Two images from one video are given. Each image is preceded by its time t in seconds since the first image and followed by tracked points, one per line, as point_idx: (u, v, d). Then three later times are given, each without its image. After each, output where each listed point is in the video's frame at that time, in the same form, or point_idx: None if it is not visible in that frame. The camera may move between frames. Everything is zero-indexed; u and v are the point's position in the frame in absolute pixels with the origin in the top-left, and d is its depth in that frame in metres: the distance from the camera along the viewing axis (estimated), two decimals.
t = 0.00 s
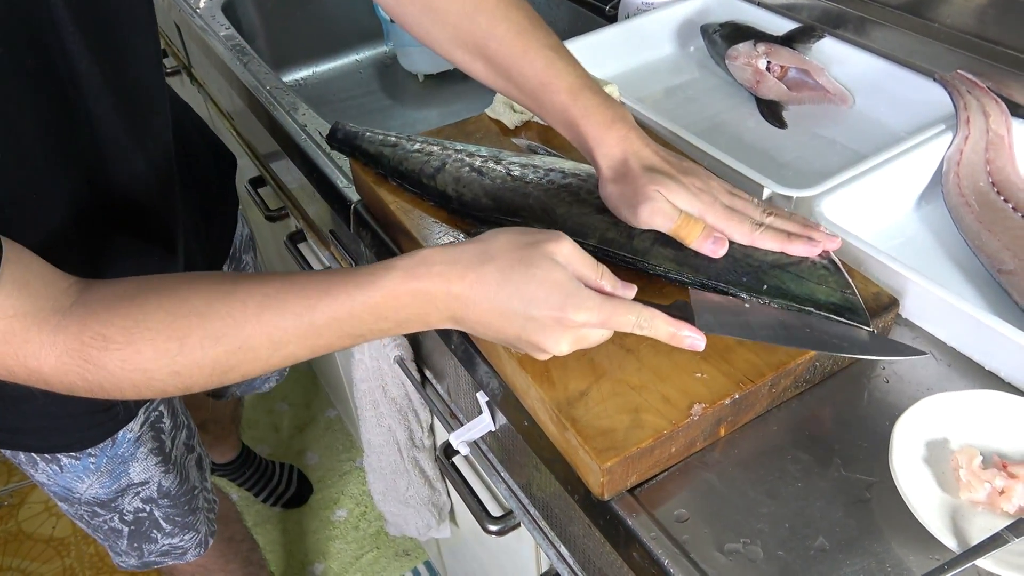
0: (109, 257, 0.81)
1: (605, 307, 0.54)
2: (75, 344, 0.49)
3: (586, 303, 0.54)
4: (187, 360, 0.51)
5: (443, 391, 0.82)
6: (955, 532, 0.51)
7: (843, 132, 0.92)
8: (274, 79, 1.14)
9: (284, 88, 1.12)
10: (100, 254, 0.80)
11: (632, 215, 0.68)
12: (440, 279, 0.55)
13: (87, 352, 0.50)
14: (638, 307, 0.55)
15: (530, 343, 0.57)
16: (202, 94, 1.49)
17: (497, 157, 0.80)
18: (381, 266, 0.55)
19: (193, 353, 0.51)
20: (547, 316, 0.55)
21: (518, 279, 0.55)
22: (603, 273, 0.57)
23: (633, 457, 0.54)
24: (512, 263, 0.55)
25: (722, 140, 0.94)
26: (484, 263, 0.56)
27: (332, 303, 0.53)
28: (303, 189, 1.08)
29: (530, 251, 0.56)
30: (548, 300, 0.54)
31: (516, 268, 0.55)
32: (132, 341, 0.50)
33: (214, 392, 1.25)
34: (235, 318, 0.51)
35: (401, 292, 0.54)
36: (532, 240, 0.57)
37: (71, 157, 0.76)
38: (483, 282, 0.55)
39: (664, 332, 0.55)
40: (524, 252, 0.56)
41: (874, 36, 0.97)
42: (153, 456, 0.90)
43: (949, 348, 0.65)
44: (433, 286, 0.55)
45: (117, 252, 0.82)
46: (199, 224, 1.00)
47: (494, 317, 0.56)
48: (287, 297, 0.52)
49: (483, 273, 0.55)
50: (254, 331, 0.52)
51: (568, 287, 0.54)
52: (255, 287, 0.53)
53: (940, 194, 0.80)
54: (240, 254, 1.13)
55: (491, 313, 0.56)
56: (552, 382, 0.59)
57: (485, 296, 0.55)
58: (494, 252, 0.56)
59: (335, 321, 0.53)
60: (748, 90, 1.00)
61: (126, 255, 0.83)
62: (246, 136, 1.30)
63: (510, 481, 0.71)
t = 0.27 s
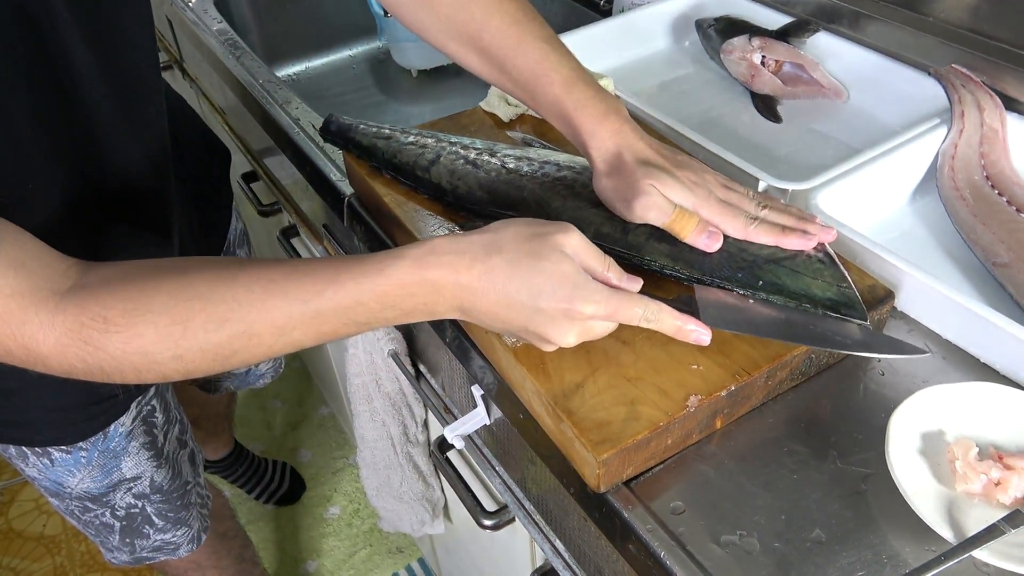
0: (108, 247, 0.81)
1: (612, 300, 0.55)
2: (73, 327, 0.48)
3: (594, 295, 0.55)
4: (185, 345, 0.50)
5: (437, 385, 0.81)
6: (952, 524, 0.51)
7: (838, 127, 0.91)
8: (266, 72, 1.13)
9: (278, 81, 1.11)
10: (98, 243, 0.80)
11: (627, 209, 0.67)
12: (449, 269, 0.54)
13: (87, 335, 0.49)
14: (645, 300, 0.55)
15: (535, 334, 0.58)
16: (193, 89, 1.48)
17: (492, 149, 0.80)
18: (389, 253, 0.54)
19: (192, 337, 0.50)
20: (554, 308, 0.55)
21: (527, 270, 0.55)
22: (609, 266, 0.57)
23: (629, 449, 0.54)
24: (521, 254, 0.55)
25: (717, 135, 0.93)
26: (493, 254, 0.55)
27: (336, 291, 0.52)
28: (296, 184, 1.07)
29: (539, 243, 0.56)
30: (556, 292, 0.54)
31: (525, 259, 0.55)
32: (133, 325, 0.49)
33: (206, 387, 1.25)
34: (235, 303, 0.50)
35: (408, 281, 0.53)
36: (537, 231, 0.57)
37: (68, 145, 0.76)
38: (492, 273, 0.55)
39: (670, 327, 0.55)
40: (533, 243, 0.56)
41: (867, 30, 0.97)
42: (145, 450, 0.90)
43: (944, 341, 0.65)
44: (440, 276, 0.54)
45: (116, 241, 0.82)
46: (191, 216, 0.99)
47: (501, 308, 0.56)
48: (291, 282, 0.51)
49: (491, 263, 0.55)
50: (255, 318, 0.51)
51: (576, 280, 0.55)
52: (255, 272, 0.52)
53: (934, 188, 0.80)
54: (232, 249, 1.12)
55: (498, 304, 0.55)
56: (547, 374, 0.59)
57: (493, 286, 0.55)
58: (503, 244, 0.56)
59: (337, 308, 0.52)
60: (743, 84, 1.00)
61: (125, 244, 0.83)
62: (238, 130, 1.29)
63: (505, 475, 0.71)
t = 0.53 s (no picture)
0: (109, 247, 0.81)
1: (601, 299, 0.55)
2: (72, 326, 0.48)
3: (582, 295, 0.55)
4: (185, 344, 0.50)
5: (436, 386, 0.81)
6: (950, 526, 0.51)
7: (836, 128, 0.92)
8: (266, 71, 1.13)
9: (277, 80, 1.11)
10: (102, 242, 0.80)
11: (627, 210, 0.67)
12: (439, 270, 0.54)
13: (83, 334, 0.49)
14: (634, 299, 0.55)
15: (526, 335, 0.57)
16: (192, 87, 1.47)
17: (491, 150, 0.80)
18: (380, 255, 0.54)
19: (190, 337, 0.50)
20: (543, 308, 0.55)
21: (516, 269, 0.55)
22: (596, 267, 0.58)
23: (628, 451, 0.54)
24: (510, 254, 0.55)
25: (717, 136, 0.93)
26: (482, 253, 0.55)
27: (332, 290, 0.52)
28: (295, 184, 1.07)
29: (528, 243, 0.56)
30: (545, 292, 0.54)
31: (514, 258, 0.55)
32: (129, 324, 0.49)
33: (206, 386, 1.24)
34: (233, 303, 0.51)
35: (401, 281, 0.53)
36: (528, 232, 0.57)
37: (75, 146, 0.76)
38: (482, 273, 0.55)
39: (656, 324, 0.56)
40: (522, 244, 0.56)
41: (867, 32, 0.97)
42: (144, 450, 0.89)
43: (942, 343, 0.65)
44: (432, 277, 0.54)
45: (119, 240, 0.82)
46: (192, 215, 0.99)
47: (492, 309, 0.55)
48: (284, 282, 0.52)
49: (482, 263, 0.55)
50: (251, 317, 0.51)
51: (566, 279, 0.55)
52: (253, 272, 0.52)
53: (933, 190, 0.80)
54: (232, 248, 1.11)
55: (487, 305, 0.55)
56: (547, 375, 0.59)
57: (481, 286, 0.55)
58: (492, 244, 0.56)
59: (335, 308, 0.52)
60: (742, 86, 1.00)
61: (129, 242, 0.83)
62: (238, 129, 1.29)
63: (503, 476, 0.71)
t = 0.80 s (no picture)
0: (102, 249, 0.80)
1: (590, 295, 0.53)
2: (46, 332, 0.47)
3: (570, 292, 0.53)
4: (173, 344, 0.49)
5: (429, 386, 0.80)
6: (948, 530, 0.51)
7: (834, 126, 0.91)
8: (258, 69, 1.11)
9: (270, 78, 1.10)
10: (94, 245, 0.79)
11: (621, 211, 0.66)
12: (426, 276, 0.53)
13: (57, 340, 0.48)
14: (624, 294, 0.54)
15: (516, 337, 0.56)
16: (186, 84, 1.46)
17: (485, 148, 0.79)
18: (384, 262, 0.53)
19: (166, 343, 0.49)
20: (532, 307, 0.53)
21: (504, 271, 0.53)
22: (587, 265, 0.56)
23: (622, 454, 0.53)
24: (494, 256, 0.54)
25: (714, 134, 0.93)
26: (467, 257, 0.54)
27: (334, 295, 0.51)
28: (289, 182, 1.05)
29: (514, 244, 0.55)
30: (531, 291, 0.53)
31: (499, 260, 0.54)
32: (101, 330, 0.48)
33: (202, 385, 1.23)
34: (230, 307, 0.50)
35: (383, 288, 0.52)
36: (511, 232, 0.56)
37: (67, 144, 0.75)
38: (469, 276, 0.53)
39: (649, 318, 0.54)
40: (504, 245, 0.55)
41: (864, 29, 0.96)
42: (139, 449, 0.89)
43: (941, 343, 0.64)
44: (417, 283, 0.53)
45: (113, 241, 0.81)
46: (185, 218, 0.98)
47: (480, 312, 0.54)
48: (287, 293, 0.50)
49: (465, 266, 0.53)
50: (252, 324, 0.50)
51: (555, 277, 0.54)
52: (254, 278, 0.51)
53: (931, 189, 0.80)
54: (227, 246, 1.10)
55: (474, 307, 0.54)
56: (540, 376, 0.58)
57: (463, 289, 0.53)
58: (477, 245, 0.55)
59: (329, 313, 0.51)
60: (739, 83, 0.99)
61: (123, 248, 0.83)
62: (231, 127, 1.28)
63: (497, 477, 0.70)
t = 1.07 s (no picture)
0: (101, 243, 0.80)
1: (587, 288, 0.55)
2: (41, 317, 0.47)
3: (568, 285, 0.55)
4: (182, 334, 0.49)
5: (429, 386, 0.80)
6: (953, 531, 0.50)
7: (834, 124, 0.91)
8: (256, 67, 1.11)
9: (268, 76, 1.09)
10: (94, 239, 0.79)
11: (620, 215, 0.65)
12: (424, 269, 0.53)
13: (54, 325, 0.47)
14: (620, 287, 0.55)
15: (514, 331, 0.57)
16: (183, 82, 1.45)
17: (484, 147, 0.78)
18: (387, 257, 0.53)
19: (167, 330, 0.48)
20: (529, 300, 0.54)
21: (502, 264, 0.54)
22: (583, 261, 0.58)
23: (624, 455, 0.52)
24: (495, 249, 0.55)
25: (715, 132, 0.92)
26: (466, 250, 0.55)
27: (340, 287, 0.51)
28: (287, 181, 1.05)
29: (512, 238, 0.56)
30: (529, 285, 0.54)
31: (498, 254, 0.55)
32: (101, 316, 0.48)
33: (201, 384, 1.23)
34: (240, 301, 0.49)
35: (385, 280, 0.52)
36: (511, 228, 0.57)
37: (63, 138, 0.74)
38: (466, 270, 0.54)
39: (644, 311, 0.56)
40: (502, 240, 0.56)
41: (865, 27, 0.95)
42: (133, 448, 0.88)
43: (943, 343, 0.64)
44: (416, 276, 0.53)
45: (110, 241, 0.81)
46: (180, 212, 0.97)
47: (479, 306, 0.55)
48: (295, 286, 0.50)
49: (466, 260, 0.54)
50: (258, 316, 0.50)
51: (551, 271, 0.55)
52: (262, 270, 0.50)
53: (933, 187, 0.79)
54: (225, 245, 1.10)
55: (471, 301, 0.54)
56: (541, 376, 0.58)
57: (463, 282, 0.54)
58: (475, 241, 0.56)
59: (334, 307, 0.51)
60: (739, 81, 0.98)
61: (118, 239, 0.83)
62: (229, 126, 1.27)
63: (497, 478, 0.70)
